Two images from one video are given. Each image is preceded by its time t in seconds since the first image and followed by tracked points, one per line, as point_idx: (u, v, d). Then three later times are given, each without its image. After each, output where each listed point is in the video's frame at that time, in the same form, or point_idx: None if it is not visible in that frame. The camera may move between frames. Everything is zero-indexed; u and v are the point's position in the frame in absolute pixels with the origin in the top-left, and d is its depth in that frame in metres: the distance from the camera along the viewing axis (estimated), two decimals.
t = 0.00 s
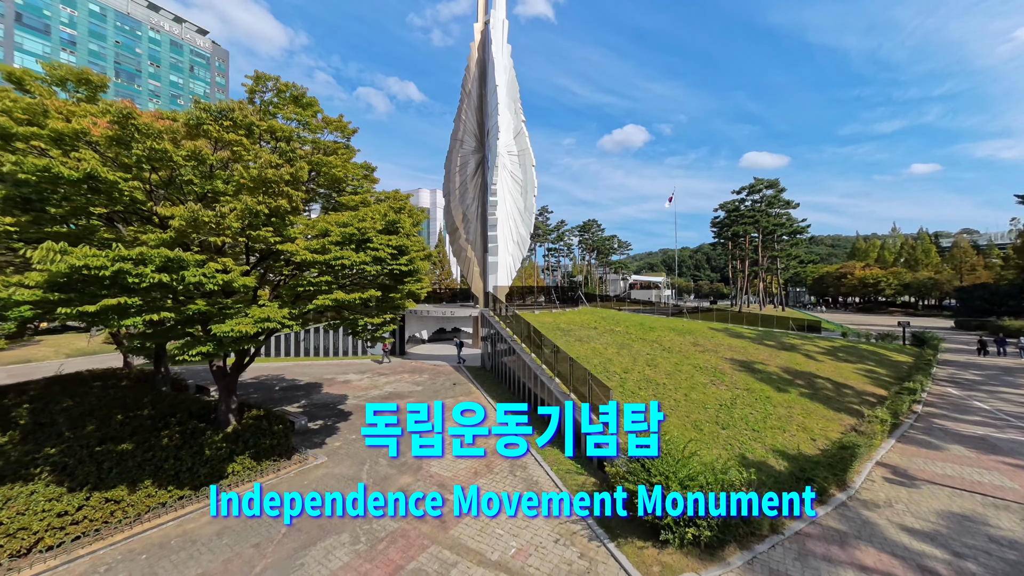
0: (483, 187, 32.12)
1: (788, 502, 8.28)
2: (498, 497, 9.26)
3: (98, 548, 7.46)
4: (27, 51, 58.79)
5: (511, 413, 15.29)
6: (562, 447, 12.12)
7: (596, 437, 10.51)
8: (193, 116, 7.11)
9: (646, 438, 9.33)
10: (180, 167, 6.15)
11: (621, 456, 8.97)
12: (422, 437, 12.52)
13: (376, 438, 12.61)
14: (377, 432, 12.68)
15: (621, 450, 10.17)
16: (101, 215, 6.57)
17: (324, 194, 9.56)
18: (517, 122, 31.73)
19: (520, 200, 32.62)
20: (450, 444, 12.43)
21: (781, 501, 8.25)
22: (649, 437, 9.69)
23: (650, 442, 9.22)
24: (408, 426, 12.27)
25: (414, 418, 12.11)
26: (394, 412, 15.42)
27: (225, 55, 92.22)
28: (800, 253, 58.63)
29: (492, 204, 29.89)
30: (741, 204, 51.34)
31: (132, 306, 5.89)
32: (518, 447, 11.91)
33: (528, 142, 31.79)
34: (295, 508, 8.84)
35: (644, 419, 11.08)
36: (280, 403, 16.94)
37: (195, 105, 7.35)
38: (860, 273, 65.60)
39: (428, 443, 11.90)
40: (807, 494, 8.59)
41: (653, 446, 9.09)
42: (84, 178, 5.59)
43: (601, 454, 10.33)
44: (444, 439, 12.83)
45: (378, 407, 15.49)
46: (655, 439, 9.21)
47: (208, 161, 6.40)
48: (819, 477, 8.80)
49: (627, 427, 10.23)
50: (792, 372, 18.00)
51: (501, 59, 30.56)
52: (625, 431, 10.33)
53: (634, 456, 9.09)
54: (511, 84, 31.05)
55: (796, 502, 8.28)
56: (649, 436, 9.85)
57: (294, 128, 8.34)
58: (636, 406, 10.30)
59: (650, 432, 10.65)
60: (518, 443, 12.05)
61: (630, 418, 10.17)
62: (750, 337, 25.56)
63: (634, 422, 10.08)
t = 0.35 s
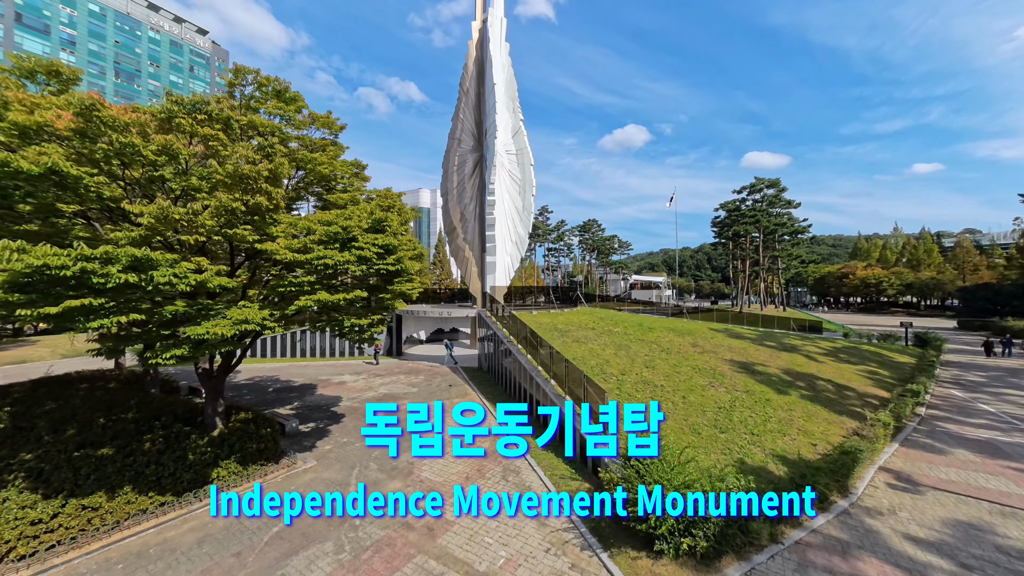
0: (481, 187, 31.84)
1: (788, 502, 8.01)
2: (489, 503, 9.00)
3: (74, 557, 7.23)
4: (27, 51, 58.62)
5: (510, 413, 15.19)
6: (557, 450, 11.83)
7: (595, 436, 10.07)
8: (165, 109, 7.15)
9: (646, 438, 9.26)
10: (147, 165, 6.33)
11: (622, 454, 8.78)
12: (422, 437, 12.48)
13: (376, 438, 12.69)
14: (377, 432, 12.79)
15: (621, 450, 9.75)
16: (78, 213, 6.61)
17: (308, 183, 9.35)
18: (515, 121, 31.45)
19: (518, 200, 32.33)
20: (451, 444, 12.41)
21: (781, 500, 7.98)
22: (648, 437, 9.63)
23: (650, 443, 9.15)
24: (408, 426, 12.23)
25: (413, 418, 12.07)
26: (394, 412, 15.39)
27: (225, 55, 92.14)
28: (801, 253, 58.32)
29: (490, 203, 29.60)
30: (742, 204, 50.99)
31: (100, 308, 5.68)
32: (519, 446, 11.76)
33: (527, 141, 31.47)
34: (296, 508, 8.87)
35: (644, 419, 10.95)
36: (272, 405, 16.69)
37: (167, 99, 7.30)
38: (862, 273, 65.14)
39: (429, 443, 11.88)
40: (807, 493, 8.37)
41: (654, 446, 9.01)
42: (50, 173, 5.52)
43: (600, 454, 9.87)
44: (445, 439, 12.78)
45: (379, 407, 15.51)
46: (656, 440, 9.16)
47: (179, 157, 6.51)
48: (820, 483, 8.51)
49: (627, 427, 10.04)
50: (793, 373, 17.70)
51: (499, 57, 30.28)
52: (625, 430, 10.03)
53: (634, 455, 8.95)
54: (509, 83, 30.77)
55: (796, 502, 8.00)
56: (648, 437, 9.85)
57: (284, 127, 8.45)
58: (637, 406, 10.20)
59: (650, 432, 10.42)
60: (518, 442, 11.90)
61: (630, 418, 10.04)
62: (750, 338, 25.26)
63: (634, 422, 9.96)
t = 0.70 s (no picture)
0: (478, 187, 31.60)
1: (788, 502, 7.95)
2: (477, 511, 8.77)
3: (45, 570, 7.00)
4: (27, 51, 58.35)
5: (511, 413, 14.76)
6: (551, 456, 11.56)
7: (595, 436, 9.93)
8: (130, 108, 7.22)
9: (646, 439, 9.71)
10: (111, 163, 6.36)
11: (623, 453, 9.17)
12: (422, 437, 12.58)
13: (376, 438, 12.82)
14: (377, 432, 12.94)
15: (621, 451, 9.59)
16: (53, 214, 6.60)
17: (296, 182, 9.14)
18: (513, 121, 31.19)
19: (517, 200, 32.04)
20: (450, 444, 12.52)
21: (780, 500, 8.03)
22: (649, 437, 10.10)
23: (650, 443, 9.64)
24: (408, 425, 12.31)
25: (413, 418, 12.15)
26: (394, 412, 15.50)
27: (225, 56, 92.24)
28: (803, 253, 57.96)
29: (487, 203, 29.41)
30: (743, 203, 50.64)
31: (60, 313, 5.49)
32: (519, 446, 11.85)
33: (525, 140, 31.18)
34: (296, 508, 8.93)
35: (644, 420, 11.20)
36: (264, 408, 16.46)
37: (133, 95, 7.40)
38: (864, 273, 64.75)
39: (428, 443, 11.97)
40: (807, 493, 8.35)
41: (653, 447, 9.49)
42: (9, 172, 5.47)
43: (599, 455, 9.70)
44: (444, 439, 12.88)
45: (378, 407, 15.66)
46: (655, 441, 9.62)
47: (146, 154, 6.39)
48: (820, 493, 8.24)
49: (627, 427, 9.90)
50: (792, 376, 17.41)
51: (496, 56, 30.02)
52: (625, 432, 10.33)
53: (635, 455, 9.37)
54: (506, 82, 30.53)
55: (795, 502, 7.88)
56: (648, 437, 10.28)
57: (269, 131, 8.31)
58: (637, 406, 10.01)
59: (650, 433, 10.86)
60: (519, 442, 11.98)
61: (630, 419, 9.87)
62: (750, 339, 24.96)
63: (634, 423, 9.82)
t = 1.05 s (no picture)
0: (476, 186, 31.40)
1: (788, 502, 7.73)
2: (467, 517, 8.56)
3: None
4: (27, 51, 58.17)
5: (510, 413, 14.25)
6: (544, 459, 11.30)
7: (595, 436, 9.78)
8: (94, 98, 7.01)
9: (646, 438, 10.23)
10: (78, 158, 6.42)
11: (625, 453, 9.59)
12: (422, 437, 12.57)
13: (376, 438, 12.82)
14: (377, 432, 12.96)
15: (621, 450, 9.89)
16: (25, 211, 6.67)
17: (283, 179, 9.12)
18: (511, 120, 30.99)
19: (515, 199, 31.84)
20: (450, 444, 12.52)
21: (780, 500, 7.88)
22: (648, 436, 10.59)
23: (650, 443, 10.19)
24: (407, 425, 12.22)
25: (413, 418, 12.04)
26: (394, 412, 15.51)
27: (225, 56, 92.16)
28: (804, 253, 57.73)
29: (485, 203, 29.21)
30: (743, 203, 50.36)
31: (24, 313, 5.33)
32: (519, 446, 11.80)
33: (523, 139, 31.02)
34: (296, 508, 8.90)
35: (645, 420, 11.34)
36: (256, 410, 16.26)
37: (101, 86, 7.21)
38: (865, 273, 64.42)
39: (428, 443, 11.98)
40: (807, 493, 8.11)
41: (653, 446, 10.11)
42: None
43: (599, 455, 9.56)
44: (445, 439, 12.84)
45: (378, 407, 15.72)
46: (655, 440, 10.22)
47: (114, 148, 6.27)
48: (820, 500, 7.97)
49: (627, 427, 9.71)
50: (791, 377, 17.17)
51: (494, 54, 29.80)
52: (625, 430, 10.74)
53: (636, 455, 9.89)
54: (504, 80, 30.31)
55: (796, 502, 7.63)
56: (648, 437, 10.58)
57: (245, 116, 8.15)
58: (637, 406, 9.79)
59: (650, 432, 10.93)
60: (518, 442, 11.87)
61: (630, 419, 9.66)
62: (750, 340, 24.71)
63: (634, 422, 9.65)
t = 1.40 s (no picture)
0: (474, 186, 31.24)
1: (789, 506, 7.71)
2: (455, 523, 8.39)
3: None
4: (27, 51, 57.86)
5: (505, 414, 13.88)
6: (537, 463, 11.07)
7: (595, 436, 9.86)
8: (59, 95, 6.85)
9: (645, 439, 10.37)
10: (46, 157, 6.43)
11: (624, 453, 9.77)
12: (422, 437, 12.53)
13: (376, 437, 12.87)
14: (377, 432, 12.95)
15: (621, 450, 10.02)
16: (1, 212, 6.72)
17: (269, 179, 9.03)
18: (508, 119, 30.83)
19: (513, 199, 31.70)
20: (450, 444, 12.54)
21: (780, 500, 8.11)
22: (648, 436, 10.75)
23: (650, 443, 10.28)
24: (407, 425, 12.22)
25: (413, 418, 12.08)
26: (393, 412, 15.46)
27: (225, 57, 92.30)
28: (804, 254, 57.48)
29: (483, 203, 29.05)
30: (744, 203, 50.08)
31: None
32: (519, 446, 11.78)
33: (521, 139, 30.88)
34: (296, 508, 8.95)
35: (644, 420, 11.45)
36: (250, 412, 16.13)
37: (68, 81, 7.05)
38: (867, 273, 64.10)
39: (428, 443, 12.00)
40: (806, 493, 8.16)
41: (653, 446, 10.23)
42: None
43: (598, 455, 9.63)
44: (444, 439, 12.84)
45: (378, 407, 15.61)
46: (654, 440, 10.34)
47: (84, 148, 6.16)
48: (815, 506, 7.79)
49: (627, 427, 9.65)
50: (790, 379, 16.97)
51: (491, 54, 29.64)
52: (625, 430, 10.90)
53: (636, 455, 10.01)
54: (502, 80, 30.14)
55: (795, 502, 7.78)
56: (648, 437, 10.71)
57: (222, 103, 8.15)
58: (637, 406, 9.72)
59: (649, 433, 11.00)
60: (518, 442, 11.83)
61: (630, 419, 9.57)
62: (749, 341, 24.52)
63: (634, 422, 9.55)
